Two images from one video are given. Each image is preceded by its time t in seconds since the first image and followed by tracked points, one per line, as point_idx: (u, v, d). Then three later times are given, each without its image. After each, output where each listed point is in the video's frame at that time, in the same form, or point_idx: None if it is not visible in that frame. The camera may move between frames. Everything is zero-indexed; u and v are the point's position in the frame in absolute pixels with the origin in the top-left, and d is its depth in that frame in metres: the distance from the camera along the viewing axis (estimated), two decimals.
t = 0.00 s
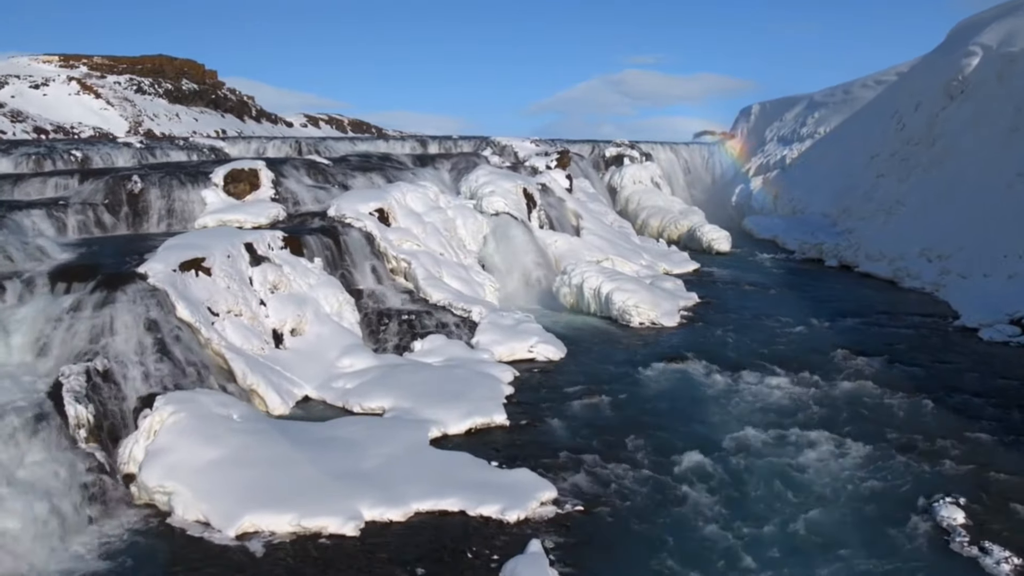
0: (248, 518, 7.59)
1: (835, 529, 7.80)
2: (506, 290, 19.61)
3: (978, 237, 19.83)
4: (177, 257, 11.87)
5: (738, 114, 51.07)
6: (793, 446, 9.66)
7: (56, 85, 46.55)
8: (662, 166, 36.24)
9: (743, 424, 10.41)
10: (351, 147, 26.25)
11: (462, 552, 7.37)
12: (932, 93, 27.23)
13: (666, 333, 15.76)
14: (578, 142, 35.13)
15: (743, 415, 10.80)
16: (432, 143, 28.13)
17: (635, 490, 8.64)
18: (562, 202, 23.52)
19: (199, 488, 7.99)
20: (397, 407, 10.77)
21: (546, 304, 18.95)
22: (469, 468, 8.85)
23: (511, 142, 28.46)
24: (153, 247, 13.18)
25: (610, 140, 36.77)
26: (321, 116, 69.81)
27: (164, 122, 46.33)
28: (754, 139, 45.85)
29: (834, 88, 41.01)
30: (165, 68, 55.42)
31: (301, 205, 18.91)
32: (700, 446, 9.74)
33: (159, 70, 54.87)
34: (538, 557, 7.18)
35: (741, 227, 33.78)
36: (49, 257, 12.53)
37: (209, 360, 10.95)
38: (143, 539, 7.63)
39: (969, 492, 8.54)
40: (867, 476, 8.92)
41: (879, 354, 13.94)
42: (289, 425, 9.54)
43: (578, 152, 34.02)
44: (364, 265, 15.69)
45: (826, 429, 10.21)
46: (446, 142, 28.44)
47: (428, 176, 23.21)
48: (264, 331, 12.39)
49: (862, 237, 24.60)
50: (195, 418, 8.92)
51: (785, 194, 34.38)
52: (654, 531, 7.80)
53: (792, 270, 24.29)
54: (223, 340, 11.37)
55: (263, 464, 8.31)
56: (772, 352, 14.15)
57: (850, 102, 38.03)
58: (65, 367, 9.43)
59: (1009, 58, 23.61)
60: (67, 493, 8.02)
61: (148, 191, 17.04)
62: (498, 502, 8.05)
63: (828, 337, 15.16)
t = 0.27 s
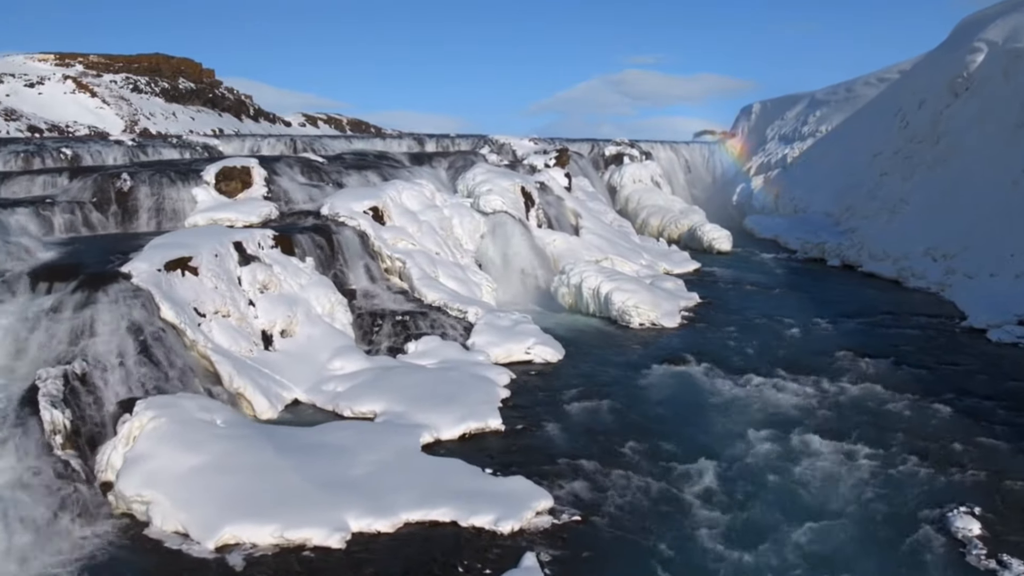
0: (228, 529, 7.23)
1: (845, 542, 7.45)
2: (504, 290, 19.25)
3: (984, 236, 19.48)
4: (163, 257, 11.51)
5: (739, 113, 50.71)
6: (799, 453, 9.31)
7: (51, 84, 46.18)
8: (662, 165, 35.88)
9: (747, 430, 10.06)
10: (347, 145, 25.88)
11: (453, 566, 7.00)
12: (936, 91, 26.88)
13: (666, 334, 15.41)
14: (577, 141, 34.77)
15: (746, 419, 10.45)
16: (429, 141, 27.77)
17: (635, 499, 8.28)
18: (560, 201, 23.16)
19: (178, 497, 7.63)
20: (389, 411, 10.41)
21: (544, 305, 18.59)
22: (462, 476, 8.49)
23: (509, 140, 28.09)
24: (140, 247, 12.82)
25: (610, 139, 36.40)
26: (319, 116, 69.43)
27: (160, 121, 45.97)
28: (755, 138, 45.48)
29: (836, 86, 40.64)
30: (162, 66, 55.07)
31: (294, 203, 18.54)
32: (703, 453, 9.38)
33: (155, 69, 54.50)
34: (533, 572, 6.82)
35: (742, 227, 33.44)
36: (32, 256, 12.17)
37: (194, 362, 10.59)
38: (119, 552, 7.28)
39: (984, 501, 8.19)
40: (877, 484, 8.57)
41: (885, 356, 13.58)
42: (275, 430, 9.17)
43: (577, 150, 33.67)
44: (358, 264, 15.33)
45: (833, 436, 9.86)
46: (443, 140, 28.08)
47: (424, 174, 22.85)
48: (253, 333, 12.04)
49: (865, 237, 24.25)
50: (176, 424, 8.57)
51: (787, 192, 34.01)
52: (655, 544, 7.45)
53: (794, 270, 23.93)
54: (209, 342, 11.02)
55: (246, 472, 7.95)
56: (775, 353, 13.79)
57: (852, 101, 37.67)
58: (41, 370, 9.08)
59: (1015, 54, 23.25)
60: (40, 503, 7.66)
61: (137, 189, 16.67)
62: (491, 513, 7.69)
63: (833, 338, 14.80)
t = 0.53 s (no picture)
0: (203, 543, 6.84)
1: (856, 556, 7.07)
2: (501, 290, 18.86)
3: (991, 235, 19.09)
4: (145, 256, 11.13)
5: (739, 111, 50.28)
6: (805, 461, 8.93)
7: (46, 82, 45.77)
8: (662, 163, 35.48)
9: (750, 436, 9.67)
10: (342, 142, 25.48)
11: None
12: (941, 87, 26.48)
13: (666, 335, 15.02)
14: (576, 139, 34.37)
15: (750, 424, 10.06)
16: (426, 138, 27.36)
17: (634, 509, 7.90)
18: (559, 200, 22.77)
19: (152, 508, 7.24)
20: (378, 416, 10.01)
21: (541, 305, 18.20)
22: (452, 484, 8.10)
23: (507, 138, 27.68)
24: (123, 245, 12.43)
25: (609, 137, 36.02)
26: (317, 115, 69.01)
27: (156, 120, 45.57)
28: (756, 136, 45.07)
29: (838, 84, 40.24)
30: (158, 65, 54.66)
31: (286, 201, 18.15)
32: (705, 459, 9.00)
33: (152, 67, 54.09)
34: None
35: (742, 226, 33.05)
36: (11, 255, 11.78)
37: (176, 365, 10.21)
38: (88, 566, 6.89)
39: (1000, 511, 7.80)
40: (888, 494, 8.19)
41: (891, 357, 13.19)
42: (257, 436, 8.79)
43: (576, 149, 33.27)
44: (350, 263, 14.93)
45: (840, 442, 9.47)
46: (440, 138, 27.68)
47: (420, 172, 22.45)
48: (239, 334, 11.65)
49: (868, 236, 23.86)
50: (153, 430, 8.19)
51: (788, 191, 33.63)
52: (655, 558, 7.07)
53: (796, 269, 23.54)
54: (192, 344, 10.63)
55: (224, 481, 7.57)
56: (779, 355, 13.41)
57: (854, 98, 37.26)
58: (14, 374, 8.72)
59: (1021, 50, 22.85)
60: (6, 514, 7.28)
61: (124, 186, 16.27)
62: (482, 525, 7.29)
63: (837, 340, 14.41)
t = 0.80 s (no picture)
0: (179, 557, 6.46)
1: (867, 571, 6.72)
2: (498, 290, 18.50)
3: (997, 234, 18.74)
4: (128, 255, 10.77)
5: (740, 110, 49.93)
6: (811, 469, 8.58)
7: (41, 81, 45.40)
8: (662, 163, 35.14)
9: (754, 442, 9.32)
10: (338, 141, 25.12)
11: None
12: (945, 84, 26.13)
13: (667, 337, 14.67)
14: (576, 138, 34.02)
15: (753, 430, 9.71)
16: (423, 137, 27.01)
17: (633, 520, 7.55)
18: (557, 199, 22.41)
19: (126, 520, 6.86)
20: (368, 422, 9.66)
21: (539, 305, 17.85)
22: (443, 495, 7.73)
23: (505, 136, 27.32)
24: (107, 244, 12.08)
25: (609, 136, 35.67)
26: (315, 114, 68.65)
27: (152, 119, 45.21)
28: (756, 135, 44.71)
29: (839, 82, 39.89)
30: (155, 64, 54.29)
31: (279, 200, 17.78)
32: (707, 467, 8.65)
33: (148, 66, 53.73)
34: None
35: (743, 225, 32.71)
36: None
37: (159, 368, 9.85)
38: None
39: (1017, 523, 7.45)
40: (898, 504, 7.84)
41: (898, 359, 12.84)
42: (241, 444, 8.42)
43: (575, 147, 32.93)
44: (343, 263, 14.57)
45: (848, 449, 9.12)
46: (437, 136, 27.32)
47: (416, 170, 22.10)
48: (226, 336, 11.29)
49: (871, 235, 23.52)
50: (130, 437, 7.82)
51: (789, 191, 33.31)
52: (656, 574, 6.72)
53: (798, 269, 23.19)
54: (176, 347, 10.26)
55: (203, 491, 7.19)
56: (782, 357, 13.06)
57: (856, 97, 36.89)
58: None
59: None
60: None
61: (113, 185, 15.92)
62: (473, 538, 6.93)
63: (842, 342, 14.06)
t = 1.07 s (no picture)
0: None
1: None
2: (495, 291, 18.12)
3: (1004, 234, 18.38)
4: (109, 256, 10.37)
5: (741, 109, 49.53)
6: (820, 480, 8.21)
7: (36, 80, 45.00)
8: (662, 162, 34.75)
9: (759, 450, 8.94)
10: (334, 140, 24.75)
11: None
12: (950, 82, 25.77)
13: (668, 340, 14.29)
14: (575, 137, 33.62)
15: (759, 437, 9.33)
16: (420, 135, 26.63)
17: (634, 535, 7.18)
18: (556, 198, 22.02)
19: (97, 536, 6.46)
20: (356, 429, 9.28)
21: (537, 307, 17.47)
22: (433, 508, 7.36)
23: (504, 134, 26.93)
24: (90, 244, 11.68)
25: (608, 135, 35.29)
26: (313, 114, 68.27)
27: (148, 118, 44.81)
28: (757, 134, 44.33)
29: (841, 81, 39.52)
30: (151, 63, 53.91)
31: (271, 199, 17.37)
32: (710, 478, 8.28)
33: (144, 65, 53.30)
34: None
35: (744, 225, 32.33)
36: None
37: (140, 374, 9.48)
38: None
39: None
40: (913, 518, 7.46)
41: (906, 363, 12.47)
42: (222, 454, 8.04)
43: (574, 147, 32.55)
44: (335, 264, 14.19)
45: (857, 459, 8.74)
46: (434, 135, 26.93)
47: (413, 169, 21.71)
48: (212, 339, 10.91)
49: (875, 235, 23.16)
50: (103, 448, 7.44)
51: (791, 190, 32.95)
52: None
53: (801, 270, 22.82)
54: (159, 351, 9.89)
55: (179, 506, 6.80)
56: (787, 360, 12.68)
57: (859, 95, 36.52)
58: None
59: None
60: None
61: (100, 183, 15.55)
62: (464, 555, 6.55)
63: (848, 344, 13.68)
